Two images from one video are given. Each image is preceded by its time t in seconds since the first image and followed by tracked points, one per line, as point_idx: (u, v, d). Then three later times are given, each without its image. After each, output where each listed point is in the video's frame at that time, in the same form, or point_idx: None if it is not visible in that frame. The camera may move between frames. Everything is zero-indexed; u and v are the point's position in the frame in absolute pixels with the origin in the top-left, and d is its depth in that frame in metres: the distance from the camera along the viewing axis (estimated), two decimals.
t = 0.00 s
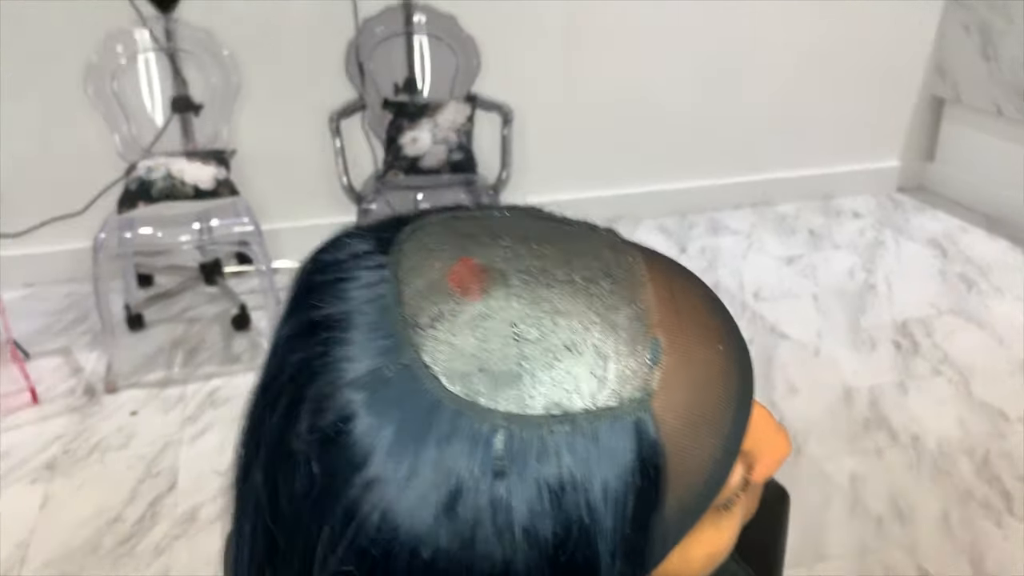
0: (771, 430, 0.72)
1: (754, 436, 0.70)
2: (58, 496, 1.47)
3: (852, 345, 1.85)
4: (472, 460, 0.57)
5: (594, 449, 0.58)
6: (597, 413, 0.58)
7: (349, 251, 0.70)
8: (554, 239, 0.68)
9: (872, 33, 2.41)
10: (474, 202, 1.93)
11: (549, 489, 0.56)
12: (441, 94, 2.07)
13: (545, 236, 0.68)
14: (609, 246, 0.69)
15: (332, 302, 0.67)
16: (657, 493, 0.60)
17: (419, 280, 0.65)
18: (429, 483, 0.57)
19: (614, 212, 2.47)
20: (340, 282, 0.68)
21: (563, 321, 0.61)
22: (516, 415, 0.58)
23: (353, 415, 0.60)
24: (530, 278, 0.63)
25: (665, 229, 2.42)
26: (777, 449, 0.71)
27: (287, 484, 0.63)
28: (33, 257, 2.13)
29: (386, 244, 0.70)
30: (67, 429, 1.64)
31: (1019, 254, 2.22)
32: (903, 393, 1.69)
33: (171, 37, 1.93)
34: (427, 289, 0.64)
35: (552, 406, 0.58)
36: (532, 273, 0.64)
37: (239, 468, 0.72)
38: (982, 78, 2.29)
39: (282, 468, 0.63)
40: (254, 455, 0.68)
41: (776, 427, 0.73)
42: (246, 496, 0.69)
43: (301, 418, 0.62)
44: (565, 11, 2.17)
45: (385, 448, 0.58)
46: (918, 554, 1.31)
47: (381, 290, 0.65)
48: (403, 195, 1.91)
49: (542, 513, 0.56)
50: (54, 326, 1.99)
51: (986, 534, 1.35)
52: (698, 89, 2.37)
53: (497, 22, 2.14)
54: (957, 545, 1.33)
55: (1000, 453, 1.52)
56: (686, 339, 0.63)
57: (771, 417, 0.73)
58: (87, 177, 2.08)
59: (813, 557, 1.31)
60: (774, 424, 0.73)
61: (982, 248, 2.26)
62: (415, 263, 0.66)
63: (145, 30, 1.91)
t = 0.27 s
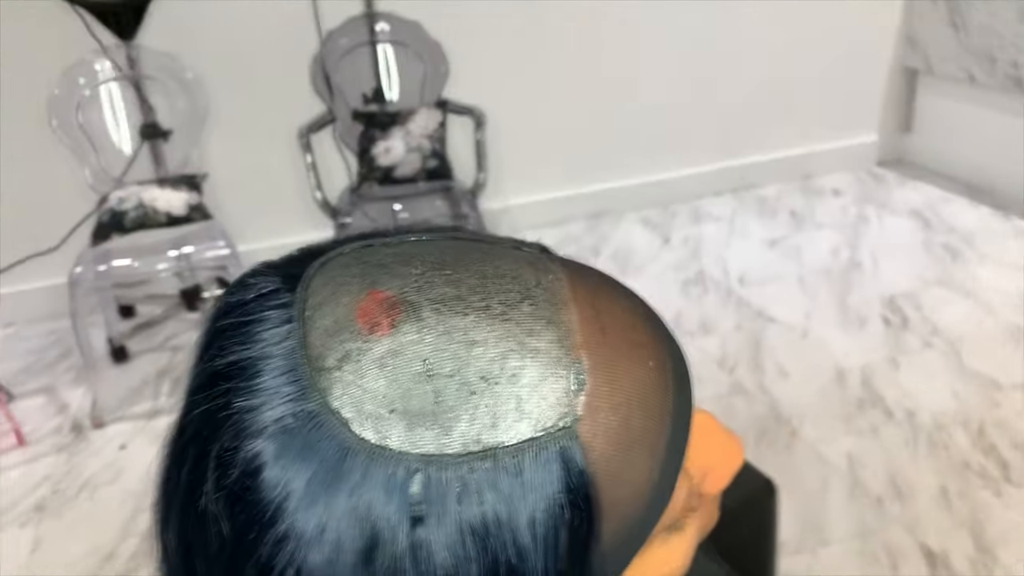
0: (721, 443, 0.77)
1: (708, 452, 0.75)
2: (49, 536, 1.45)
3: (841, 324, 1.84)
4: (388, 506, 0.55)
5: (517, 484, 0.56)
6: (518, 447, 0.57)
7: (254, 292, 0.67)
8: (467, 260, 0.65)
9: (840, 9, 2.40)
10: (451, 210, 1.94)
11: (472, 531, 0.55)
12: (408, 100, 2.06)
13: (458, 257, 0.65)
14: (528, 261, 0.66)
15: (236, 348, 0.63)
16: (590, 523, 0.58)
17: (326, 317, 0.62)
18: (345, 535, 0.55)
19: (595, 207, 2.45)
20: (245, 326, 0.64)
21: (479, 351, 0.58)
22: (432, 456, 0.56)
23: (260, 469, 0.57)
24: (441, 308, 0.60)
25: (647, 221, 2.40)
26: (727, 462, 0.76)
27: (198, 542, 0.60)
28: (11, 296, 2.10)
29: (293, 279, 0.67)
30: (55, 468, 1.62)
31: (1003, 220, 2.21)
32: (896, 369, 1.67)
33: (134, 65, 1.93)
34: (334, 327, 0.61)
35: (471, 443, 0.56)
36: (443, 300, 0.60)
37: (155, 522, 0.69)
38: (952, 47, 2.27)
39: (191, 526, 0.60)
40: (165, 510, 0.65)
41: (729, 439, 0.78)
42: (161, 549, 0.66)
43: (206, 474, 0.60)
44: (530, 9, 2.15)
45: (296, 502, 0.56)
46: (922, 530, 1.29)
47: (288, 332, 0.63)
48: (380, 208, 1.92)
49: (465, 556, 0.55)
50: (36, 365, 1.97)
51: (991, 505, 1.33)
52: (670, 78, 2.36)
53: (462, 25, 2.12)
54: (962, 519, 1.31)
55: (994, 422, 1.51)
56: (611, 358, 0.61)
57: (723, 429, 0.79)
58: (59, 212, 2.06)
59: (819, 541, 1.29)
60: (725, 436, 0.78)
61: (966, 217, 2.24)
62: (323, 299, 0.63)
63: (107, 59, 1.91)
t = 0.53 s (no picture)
0: (696, 436, 0.71)
1: (681, 446, 0.69)
2: (21, 534, 1.44)
3: (815, 324, 1.86)
4: (366, 505, 0.51)
5: (497, 483, 0.52)
6: (499, 443, 0.53)
7: (233, 285, 0.63)
8: (450, 256, 0.61)
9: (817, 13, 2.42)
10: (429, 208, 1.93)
11: (451, 529, 0.51)
12: (387, 100, 2.05)
13: (441, 254, 0.61)
14: (509, 258, 0.62)
15: (216, 342, 0.60)
16: (567, 517, 0.54)
17: (305, 312, 0.58)
18: (323, 533, 0.51)
19: (573, 207, 2.46)
20: (225, 319, 0.61)
21: (459, 346, 0.54)
22: (410, 452, 0.52)
23: (239, 465, 0.53)
24: (419, 304, 0.56)
25: (625, 221, 2.41)
26: (701, 457, 0.70)
27: (175, 539, 0.56)
28: None
29: (274, 274, 0.63)
30: (27, 466, 1.61)
31: (974, 223, 2.24)
32: (868, 370, 1.69)
33: (109, 60, 1.90)
34: (313, 322, 0.57)
35: (450, 440, 0.52)
36: (424, 297, 0.56)
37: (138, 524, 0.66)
38: (925, 50, 2.31)
39: (170, 524, 0.57)
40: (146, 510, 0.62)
41: (703, 430, 0.72)
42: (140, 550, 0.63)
43: (185, 469, 0.56)
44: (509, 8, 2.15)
45: (275, 499, 0.52)
46: (893, 527, 1.31)
47: (267, 326, 0.59)
48: (358, 205, 1.91)
49: (443, 554, 0.51)
50: (8, 361, 1.95)
51: (960, 503, 1.35)
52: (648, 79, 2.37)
53: (442, 23, 2.12)
54: (933, 517, 1.33)
55: (964, 421, 1.53)
56: (589, 359, 0.57)
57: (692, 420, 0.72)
58: (33, 207, 2.04)
59: (792, 538, 1.30)
60: (698, 427, 0.72)
61: (937, 220, 2.28)
62: (303, 293, 0.59)
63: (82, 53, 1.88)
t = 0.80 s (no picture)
0: (729, 436, 0.70)
1: (714, 447, 0.69)
2: (32, 518, 1.45)
3: (828, 337, 1.86)
4: (415, 489, 0.51)
5: (540, 471, 0.52)
6: (544, 433, 0.52)
7: (286, 271, 0.64)
8: (497, 250, 0.61)
9: (840, 26, 2.42)
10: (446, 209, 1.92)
11: (495, 516, 0.51)
12: (409, 100, 2.04)
13: (488, 247, 0.61)
14: (555, 254, 0.63)
15: (269, 327, 0.60)
16: (606, 510, 0.54)
17: (357, 299, 0.58)
18: (369, 514, 0.51)
19: (588, 212, 2.48)
20: (277, 304, 0.61)
21: (508, 339, 0.54)
22: (458, 438, 0.52)
23: (291, 445, 0.53)
24: (469, 295, 0.56)
25: (640, 229, 2.42)
26: (734, 456, 0.70)
27: (222, 518, 0.56)
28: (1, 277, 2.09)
29: (325, 261, 0.63)
30: (39, 450, 1.62)
31: (990, 242, 2.23)
32: (880, 385, 1.69)
33: (135, 51, 1.90)
34: (365, 310, 0.57)
35: (497, 428, 0.52)
36: (474, 288, 0.56)
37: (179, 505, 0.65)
38: (947, 67, 2.30)
39: (216, 503, 0.56)
40: (192, 489, 0.61)
41: (735, 432, 0.72)
42: (183, 529, 0.63)
43: (234, 449, 0.56)
44: (533, 12, 2.15)
45: (325, 480, 0.52)
46: (901, 542, 1.31)
47: (318, 311, 0.59)
48: (375, 203, 1.91)
49: (486, 540, 0.51)
50: (24, 346, 1.97)
51: (970, 521, 1.35)
52: (668, 88, 2.37)
53: (465, 25, 2.12)
54: (942, 534, 1.32)
55: (975, 440, 1.53)
56: (633, 357, 0.57)
57: (727, 421, 0.72)
58: (54, 194, 2.06)
59: (800, 550, 1.30)
60: (731, 428, 0.71)
61: (952, 237, 2.27)
62: (355, 280, 0.59)
63: (108, 43, 1.88)
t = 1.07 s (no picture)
0: (748, 446, 0.70)
1: (734, 457, 0.69)
2: (45, 515, 1.46)
3: (844, 345, 1.85)
4: (431, 497, 0.50)
5: (557, 480, 0.52)
6: (561, 442, 0.52)
7: (304, 274, 0.64)
8: (515, 256, 0.61)
9: (860, 33, 2.40)
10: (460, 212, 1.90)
11: (510, 524, 0.51)
12: (425, 103, 2.05)
13: (506, 253, 0.61)
14: (574, 261, 0.63)
15: (286, 330, 0.60)
16: (623, 521, 0.55)
17: (374, 304, 0.58)
18: (384, 520, 0.51)
19: (603, 217, 2.47)
20: (295, 308, 0.61)
21: (527, 345, 0.54)
22: (475, 446, 0.51)
23: (307, 450, 0.53)
24: (487, 302, 0.55)
25: (655, 234, 2.41)
26: (752, 466, 0.70)
27: (237, 520, 0.56)
28: (19, 275, 2.11)
29: (344, 265, 0.63)
30: (54, 448, 1.63)
31: (1008, 251, 2.21)
32: (895, 394, 1.68)
33: (154, 52, 1.91)
34: (382, 315, 0.57)
35: (514, 435, 0.52)
36: (492, 295, 0.56)
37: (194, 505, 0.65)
38: (967, 74, 2.28)
39: (232, 506, 0.56)
40: (207, 490, 0.62)
41: (755, 442, 0.72)
42: (198, 529, 0.63)
43: (250, 453, 0.55)
44: (550, 17, 2.14)
45: (340, 485, 0.52)
46: (917, 553, 1.30)
47: (336, 316, 0.59)
48: (390, 205, 1.91)
49: (501, 548, 0.51)
50: (40, 343, 1.98)
51: (987, 533, 1.33)
52: (684, 93, 2.36)
53: (483, 28, 2.12)
54: (958, 546, 1.31)
55: (992, 451, 1.51)
56: (652, 366, 0.57)
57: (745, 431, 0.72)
58: (71, 194, 2.07)
59: (814, 560, 1.29)
60: (750, 437, 0.71)
61: (971, 246, 2.25)
62: (373, 285, 0.59)
63: (127, 43, 1.88)
